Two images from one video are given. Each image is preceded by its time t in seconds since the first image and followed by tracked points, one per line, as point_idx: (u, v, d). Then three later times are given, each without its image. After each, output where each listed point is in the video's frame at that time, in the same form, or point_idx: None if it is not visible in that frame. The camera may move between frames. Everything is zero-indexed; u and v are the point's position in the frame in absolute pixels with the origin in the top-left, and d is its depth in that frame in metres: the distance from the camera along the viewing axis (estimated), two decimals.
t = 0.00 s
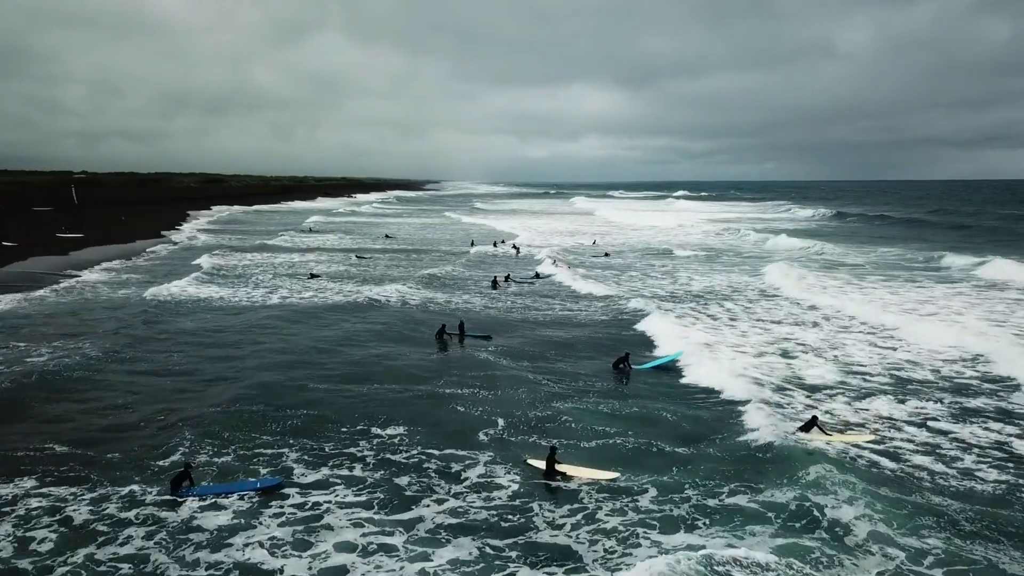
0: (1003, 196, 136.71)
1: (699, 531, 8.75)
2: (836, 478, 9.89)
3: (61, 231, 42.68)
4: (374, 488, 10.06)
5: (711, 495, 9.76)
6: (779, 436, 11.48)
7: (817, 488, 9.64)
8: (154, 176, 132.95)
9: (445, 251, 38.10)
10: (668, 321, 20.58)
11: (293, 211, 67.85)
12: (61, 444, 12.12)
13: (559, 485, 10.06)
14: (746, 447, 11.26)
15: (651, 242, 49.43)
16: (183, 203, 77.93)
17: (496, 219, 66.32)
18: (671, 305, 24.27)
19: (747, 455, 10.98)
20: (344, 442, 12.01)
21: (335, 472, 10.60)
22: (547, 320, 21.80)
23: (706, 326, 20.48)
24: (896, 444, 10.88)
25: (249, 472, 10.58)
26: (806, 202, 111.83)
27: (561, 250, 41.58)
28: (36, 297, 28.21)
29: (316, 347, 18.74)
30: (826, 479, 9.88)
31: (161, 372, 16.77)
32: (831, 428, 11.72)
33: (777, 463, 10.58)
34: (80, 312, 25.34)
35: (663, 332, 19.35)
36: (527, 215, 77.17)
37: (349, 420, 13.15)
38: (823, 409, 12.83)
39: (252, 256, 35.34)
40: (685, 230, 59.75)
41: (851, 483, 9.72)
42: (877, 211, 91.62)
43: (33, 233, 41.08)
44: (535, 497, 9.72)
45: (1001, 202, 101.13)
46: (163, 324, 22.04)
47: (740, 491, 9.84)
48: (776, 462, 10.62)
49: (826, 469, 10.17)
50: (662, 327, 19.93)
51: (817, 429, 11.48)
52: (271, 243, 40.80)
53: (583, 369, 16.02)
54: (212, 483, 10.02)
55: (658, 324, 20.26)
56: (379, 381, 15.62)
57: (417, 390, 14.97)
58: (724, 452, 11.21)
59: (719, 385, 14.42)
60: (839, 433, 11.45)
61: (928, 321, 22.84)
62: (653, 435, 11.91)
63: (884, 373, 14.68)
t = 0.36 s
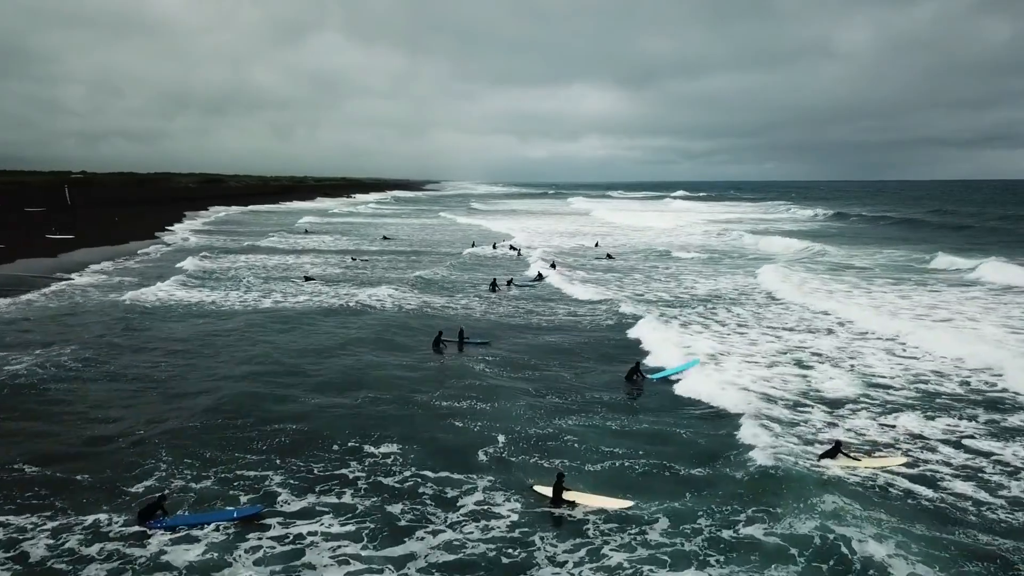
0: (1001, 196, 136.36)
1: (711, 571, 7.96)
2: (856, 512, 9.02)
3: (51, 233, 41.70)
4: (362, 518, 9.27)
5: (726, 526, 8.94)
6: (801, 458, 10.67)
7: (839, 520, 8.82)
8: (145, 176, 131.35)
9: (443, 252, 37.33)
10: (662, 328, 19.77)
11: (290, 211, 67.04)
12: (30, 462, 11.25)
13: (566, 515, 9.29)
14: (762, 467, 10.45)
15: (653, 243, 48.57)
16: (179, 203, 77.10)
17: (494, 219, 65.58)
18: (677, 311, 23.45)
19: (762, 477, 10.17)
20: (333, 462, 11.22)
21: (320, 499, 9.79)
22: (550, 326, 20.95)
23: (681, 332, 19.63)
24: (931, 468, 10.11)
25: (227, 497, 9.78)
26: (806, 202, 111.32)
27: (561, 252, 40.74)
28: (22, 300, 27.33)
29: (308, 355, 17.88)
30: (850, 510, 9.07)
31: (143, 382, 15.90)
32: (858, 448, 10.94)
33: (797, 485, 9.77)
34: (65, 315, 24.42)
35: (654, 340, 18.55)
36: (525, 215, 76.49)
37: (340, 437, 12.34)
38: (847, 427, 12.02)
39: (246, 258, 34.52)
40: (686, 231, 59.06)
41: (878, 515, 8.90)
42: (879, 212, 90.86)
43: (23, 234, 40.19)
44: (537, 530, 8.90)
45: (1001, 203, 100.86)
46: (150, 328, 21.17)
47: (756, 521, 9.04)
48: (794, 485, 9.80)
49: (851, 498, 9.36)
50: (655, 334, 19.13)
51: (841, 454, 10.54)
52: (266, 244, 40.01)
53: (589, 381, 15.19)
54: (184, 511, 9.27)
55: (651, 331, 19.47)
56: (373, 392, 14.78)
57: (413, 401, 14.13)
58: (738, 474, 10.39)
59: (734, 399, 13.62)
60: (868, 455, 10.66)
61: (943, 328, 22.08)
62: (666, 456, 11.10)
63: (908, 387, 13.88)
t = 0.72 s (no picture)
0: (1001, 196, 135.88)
1: None
2: (891, 547, 8.22)
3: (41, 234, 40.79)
4: (349, 551, 8.46)
5: (743, 561, 8.15)
6: (826, 483, 9.86)
7: (872, 557, 8.02)
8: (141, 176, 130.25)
9: (441, 254, 36.50)
10: (644, 336, 18.87)
11: (285, 212, 66.10)
12: None
13: (573, 548, 8.50)
14: (782, 491, 9.65)
15: (656, 245, 47.67)
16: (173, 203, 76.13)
17: (492, 220, 64.75)
18: (684, 317, 22.60)
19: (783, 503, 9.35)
20: (321, 485, 10.40)
21: (305, 529, 8.99)
22: (552, 332, 20.09)
23: (660, 340, 18.64)
24: (970, 494, 9.31)
25: (203, 528, 8.96)
26: (807, 202, 110.62)
27: (563, 255, 39.84)
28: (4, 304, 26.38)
29: (300, 363, 17.02)
30: (883, 545, 8.25)
31: (123, 392, 15.02)
32: (887, 471, 10.13)
33: (823, 514, 8.96)
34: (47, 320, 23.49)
35: (637, 351, 17.60)
36: (523, 216, 75.46)
37: (330, 455, 11.52)
38: (871, 446, 11.21)
39: (238, 260, 33.65)
40: (687, 232, 58.25)
41: (914, 551, 8.09)
42: (882, 211, 90.01)
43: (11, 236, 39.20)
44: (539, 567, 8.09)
45: (1003, 203, 100.29)
46: (134, 334, 20.28)
47: (775, 552, 8.25)
48: (819, 514, 8.97)
49: (882, 530, 8.55)
50: (638, 344, 18.18)
51: (871, 480, 9.62)
52: (260, 245, 39.12)
53: (593, 393, 14.38)
54: (154, 546, 8.45)
55: (633, 342, 18.50)
56: (366, 404, 13.97)
57: (407, 415, 13.31)
58: (755, 497, 9.58)
59: (750, 414, 12.80)
60: (899, 479, 9.83)
61: (960, 336, 21.23)
62: (680, 479, 10.30)
63: (933, 400, 13.08)
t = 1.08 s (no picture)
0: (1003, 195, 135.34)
1: None
2: None
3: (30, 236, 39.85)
4: None
5: None
6: (860, 516, 9.01)
7: None
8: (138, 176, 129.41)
9: (438, 256, 35.63)
10: (636, 346, 17.94)
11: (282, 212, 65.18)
12: None
13: None
14: (812, 525, 8.78)
15: (659, 247, 46.73)
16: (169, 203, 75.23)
17: (491, 221, 63.96)
18: (692, 324, 21.71)
19: (813, 539, 8.49)
20: (306, 514, 9.53)
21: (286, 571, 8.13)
22: (556, 340, 19.20)
23: (660, 350, 17.71)
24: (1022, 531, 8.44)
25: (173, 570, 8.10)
26: (809, 203, 109.84)
27: (564, 258, 38.95)
28: None
29: (290, 373, 16.13)
30: None
31: (99, 405, 14.13)
32: (927, 502, 9.27)
33: (859, 554, 8.10)
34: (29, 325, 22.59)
35: (625, 362, 16.66)
36: (523, 216, 74.74)
37: (317, 479, 10.65)
38: (904, 471, 10.34)
39: (231, 262, 32.77)
40: (689, 233, 57.41)
41: None
42: (883, 211, 88.98)
43: None
44: None
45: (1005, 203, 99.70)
46: (118, 340, 19.39)
47: None
48: (853, 554, 8.12)
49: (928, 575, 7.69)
50: (628, 354, 17.25)
51: (911, 514, 8.74)
52: (254, 247, 38.25)
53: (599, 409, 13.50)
54: None
55: (618, 352, 17.52)
56: (357, 420, 13.09)
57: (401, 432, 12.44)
58: (782, 529, 8.71)
59: (769, 434, 11.92)
60: (942, 512, 8.99)
61: (980, 345, 20.38)
62: (697, 507, 9.42)
63: (966, 419, 12.22)
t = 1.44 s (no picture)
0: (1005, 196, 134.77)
1: None
2: None
3: (20, 237, 38.93)
4: None
5: None
6: (899, 553, 8.18)
7: None
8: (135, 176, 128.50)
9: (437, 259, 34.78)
10: (643, 356, 17.09)
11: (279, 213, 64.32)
12: None
13: None
14: (847, 566, 7.96)
15: (662, 249, 45.85)
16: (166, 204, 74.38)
17: (491, 222, 63.18)
18: (700, 330, 20.86)
19: None
20: (289, 548, 8.70)
21: None
22: (559, 349, 18.33)
23: (665, 361, 16.83)
24: None
25: None
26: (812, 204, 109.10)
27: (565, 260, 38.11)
28: None
29: (279, 384, 15.26)
30: None
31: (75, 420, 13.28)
32: (973, 537, 8.44)
33: None
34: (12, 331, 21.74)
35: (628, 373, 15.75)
36: (523, 217, 73.92)
37: (303, 505, 9.82)
38: (943, 498, 9.51)
39: (225, 265, 31.91)
40: (691, 235, 56.61)
41: None
42: (885, 211, 88.45)
43: None
44: None
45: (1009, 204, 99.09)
46: (101, 348, 18.53)
47: None
48: None
49: None
50: (634, 364, 16.39)
51: (963, 554, 7.90)
52: (249, 249, 37.39)
53: (607, 426, 12.64)
54: None
55: (620, 362, 16.61)
56: (348, 437, 12.24)
57: (395, 451, 11.60)
58: (814, 569, 7.88)
59: (792, 456, 11.08)
60: (991, 549, 8.17)
61: (1000, 354, 19.56)
62: (717, 539, 8.58)
63: (1003, 439, 11.39)
